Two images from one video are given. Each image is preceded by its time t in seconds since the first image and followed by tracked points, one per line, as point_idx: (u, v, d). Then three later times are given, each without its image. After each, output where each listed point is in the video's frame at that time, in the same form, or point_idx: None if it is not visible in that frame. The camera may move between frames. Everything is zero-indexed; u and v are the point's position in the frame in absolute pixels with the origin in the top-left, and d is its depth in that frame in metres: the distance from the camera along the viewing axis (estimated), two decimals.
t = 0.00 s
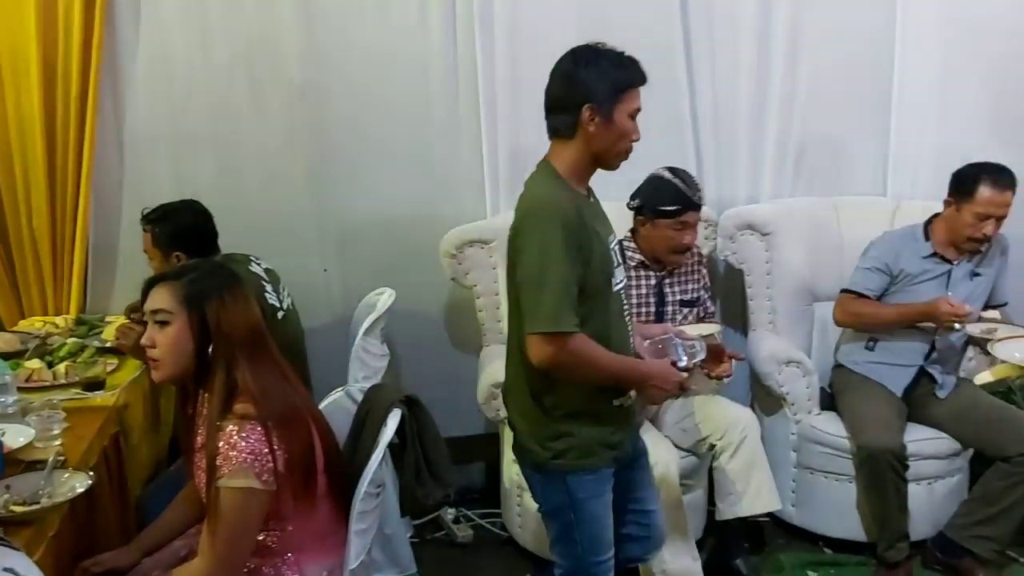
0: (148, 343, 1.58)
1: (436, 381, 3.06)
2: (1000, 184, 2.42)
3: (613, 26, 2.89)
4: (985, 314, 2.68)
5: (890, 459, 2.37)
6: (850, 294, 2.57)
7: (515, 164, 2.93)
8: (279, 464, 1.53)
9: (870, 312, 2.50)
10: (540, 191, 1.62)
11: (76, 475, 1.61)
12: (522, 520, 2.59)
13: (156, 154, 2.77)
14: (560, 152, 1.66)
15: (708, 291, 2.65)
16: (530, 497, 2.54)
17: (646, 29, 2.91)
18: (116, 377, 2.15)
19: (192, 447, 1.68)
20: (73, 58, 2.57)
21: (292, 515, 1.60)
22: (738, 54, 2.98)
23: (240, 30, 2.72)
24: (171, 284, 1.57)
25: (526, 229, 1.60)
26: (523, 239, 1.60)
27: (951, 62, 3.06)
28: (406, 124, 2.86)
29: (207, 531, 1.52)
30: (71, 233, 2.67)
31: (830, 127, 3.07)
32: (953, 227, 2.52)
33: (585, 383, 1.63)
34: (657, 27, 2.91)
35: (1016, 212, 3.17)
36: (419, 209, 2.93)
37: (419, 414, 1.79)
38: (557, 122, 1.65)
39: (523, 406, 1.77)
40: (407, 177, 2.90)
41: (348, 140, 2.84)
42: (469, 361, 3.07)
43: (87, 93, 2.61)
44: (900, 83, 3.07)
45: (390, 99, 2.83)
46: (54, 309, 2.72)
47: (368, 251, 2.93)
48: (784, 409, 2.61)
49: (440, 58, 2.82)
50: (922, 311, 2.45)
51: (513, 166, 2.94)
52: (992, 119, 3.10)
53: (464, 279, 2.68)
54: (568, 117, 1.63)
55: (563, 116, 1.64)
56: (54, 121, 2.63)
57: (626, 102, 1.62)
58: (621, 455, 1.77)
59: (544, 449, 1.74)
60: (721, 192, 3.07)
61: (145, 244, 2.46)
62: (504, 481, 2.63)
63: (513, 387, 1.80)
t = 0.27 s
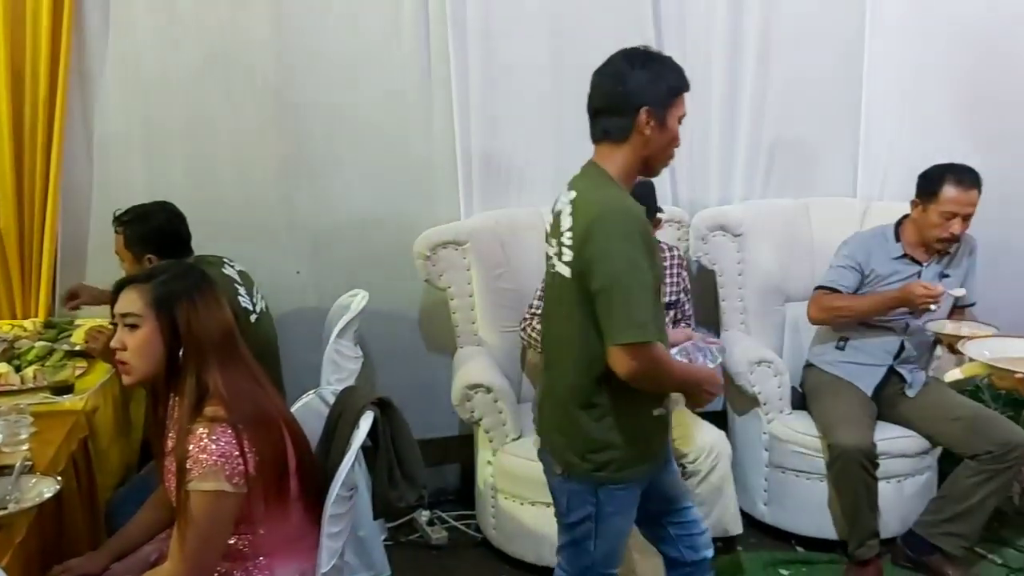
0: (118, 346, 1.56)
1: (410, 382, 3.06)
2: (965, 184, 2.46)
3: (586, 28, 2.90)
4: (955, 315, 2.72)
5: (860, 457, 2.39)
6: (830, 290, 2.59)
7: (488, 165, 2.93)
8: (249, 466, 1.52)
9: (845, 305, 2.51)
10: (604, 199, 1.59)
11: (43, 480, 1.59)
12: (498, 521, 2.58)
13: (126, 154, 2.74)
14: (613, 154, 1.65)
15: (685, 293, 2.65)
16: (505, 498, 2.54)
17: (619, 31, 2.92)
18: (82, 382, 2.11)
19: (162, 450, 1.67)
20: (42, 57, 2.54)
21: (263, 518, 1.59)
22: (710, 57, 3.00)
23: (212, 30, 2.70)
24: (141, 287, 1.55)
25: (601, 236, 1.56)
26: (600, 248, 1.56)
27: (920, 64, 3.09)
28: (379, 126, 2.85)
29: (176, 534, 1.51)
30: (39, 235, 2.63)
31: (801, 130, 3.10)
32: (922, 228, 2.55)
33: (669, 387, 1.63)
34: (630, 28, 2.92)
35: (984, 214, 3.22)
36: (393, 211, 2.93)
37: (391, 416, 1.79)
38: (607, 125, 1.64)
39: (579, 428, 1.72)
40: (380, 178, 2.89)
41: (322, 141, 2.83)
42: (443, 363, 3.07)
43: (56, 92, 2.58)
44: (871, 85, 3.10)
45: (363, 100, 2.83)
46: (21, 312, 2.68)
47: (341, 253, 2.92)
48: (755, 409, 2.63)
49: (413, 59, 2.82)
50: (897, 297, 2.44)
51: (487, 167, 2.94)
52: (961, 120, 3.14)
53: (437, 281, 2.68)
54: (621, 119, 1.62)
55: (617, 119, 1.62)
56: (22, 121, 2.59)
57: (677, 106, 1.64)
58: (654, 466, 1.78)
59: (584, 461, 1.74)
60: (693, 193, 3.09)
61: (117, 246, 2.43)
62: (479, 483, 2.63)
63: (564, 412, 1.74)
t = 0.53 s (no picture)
0: (86, 350, 1.55)
1: (384, 386, 3.05)
2: (930, 185, 2.49)
3: (558, 30, 2.91)
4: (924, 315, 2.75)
5: (831, 457, 2.42)
6: (805, 283, 2.59)
7: (461, 167, 2.93)
8: (220, 471, 1.51)
9: (819, 293, 2.50)
10: (685, 205, 1.64)
11: (10, 486, 1.57)
12: (473, 524, 2.58)
13: (95, 157, 2.72)
14: (680, 160, 1.69)
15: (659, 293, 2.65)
16: (479, 501, 2.54)
17: (592, 33, 2.93)
18: (52, 388, 2.07)
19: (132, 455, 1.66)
20: (8, 58, 2.51)
21: (234, 523, 1.58)
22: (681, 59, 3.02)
23: (182, 31, 2.68)
24: (109, 291, 1.54)
25: (687, 239, 1.62)
26: (689, 251, 1.62)
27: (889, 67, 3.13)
28: (351, 127, 2.85)
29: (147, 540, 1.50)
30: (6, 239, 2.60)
31: (771, 133, 3.13)
32: (892, 230, 2.57)
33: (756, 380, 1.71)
34: (602, 30, 2.94)
35: (952, 215, 3.26)
36: (366, 213, 2.92)
37: (363, 419, 1.79)
38: (676, 131, 1.68)
39: (667, 431, 1.76)
40: (353, 180, 2.89)
41: (294, 143, 2.82)
42: (417, 366, 3.07)
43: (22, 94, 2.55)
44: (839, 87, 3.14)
45: (335, 102, 2.82)
46: None
47: (314, 256, 2.91)
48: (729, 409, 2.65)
49: (385, 60, 2.82)
50: (872, 277, 2.44)
51: (460, 169, 2.94)
52: (929, 122, 3.18)
53: (411, 283, 2.67)
54: (690, 125, 1.67)
55: (686, 125, 1.67)
56: None
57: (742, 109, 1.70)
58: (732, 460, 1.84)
59: (671, 461, 1.77)
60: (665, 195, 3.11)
61: (86, 250, 2.41)
62: (454, 485, 2.62)
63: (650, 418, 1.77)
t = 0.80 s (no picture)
0: (49, 354, 1.54)
1: (353, 388, 3.04)
2: (891, 186, 2.53)
3: (527, 32, 2.91)
4: (889, 314, 2.79)
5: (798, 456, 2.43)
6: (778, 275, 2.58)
7: (430, 169, 2.93)
8: (181, 479, 1.49)
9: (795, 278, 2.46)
10: (754, 186, 1.69)
11: None
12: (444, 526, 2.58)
13: (58, 159, 2.68)
14: (741, 146, 1.76)
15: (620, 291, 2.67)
16: (449, 503, 2.54)
17: (560, 34, 2.94)
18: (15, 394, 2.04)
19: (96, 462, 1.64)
20: None
21: (198, 531, 1.57)
22: (649, 61, 3.04)
23: (147, 33, 2.66)
24: (72, 295, 1.53)
25: (766, 218, 1.65)
26: (767, 229, 1.65)
27: (854, 68, 3.17)
28: (319, 129, 2.83)
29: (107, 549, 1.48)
30: None
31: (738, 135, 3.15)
32: (856, 233, 2.59)
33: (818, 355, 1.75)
34: (571, 32, 2.94)
35: (916, 215, 3.30)
36: (334, 215, 2.91)
37: (331, 422, 1.78)
38: (738, 118, 1.75)
39: (757, 410, 1.78)
40: (321, 183, 2.87)
41: (261, 145, 2.80)
42: (386, 368, 3.06)
43: None
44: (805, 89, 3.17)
45: (303, 104, 2.81)
46: None
47: (281, 259, 2.89)
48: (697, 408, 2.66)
49: (353, 62, 2.81)
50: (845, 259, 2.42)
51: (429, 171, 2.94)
52: (893, 122, 3.23)
53: (380, 285, 2.65)
54: (753, 113, 1.73)
55: (749, 113, 1.74)
56: None
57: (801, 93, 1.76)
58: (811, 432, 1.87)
59: (770, 435, 1.79)
60: (633, 197, 3.13)
61: (49, 257, 2.38)
62: (424, 487, 2.62)
63: (741, 397, 1.78)
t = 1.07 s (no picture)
0: (14, 354, 1.50)
1: (320, 391, 3.02)
2: (851, 189, 2.56)
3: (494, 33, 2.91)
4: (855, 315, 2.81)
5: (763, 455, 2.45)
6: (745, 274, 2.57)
7: (397, 170, 2.92)
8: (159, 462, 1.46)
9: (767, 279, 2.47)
10: (827, 203, 1.75)
11: None
12: (412, 528, 2.57)
13: (18, 160, 2.64)
14: (808, 160, 1.84)
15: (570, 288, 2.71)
16: (419, 506, 2.53)
17: (528, 36, 2.94)
18: None
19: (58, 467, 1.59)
20: None
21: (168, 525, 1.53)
22: (616, 62, 3.05)
23: (110, 33, 2.62)
24: (40, 294, 1.50)
25: (847, 230, 1.72)
26: (849, 241, 1.72)
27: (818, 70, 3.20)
28: (286, 130, 2.82)
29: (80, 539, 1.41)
30: None
31: (704, 137, 3.18)
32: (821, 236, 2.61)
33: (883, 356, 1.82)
34: (538, 33, 2.95)
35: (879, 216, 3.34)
36: (300, 217, 2.89)
37: (296, 425, 1.77)
38: (801, 130, 1.83)
39: (826, 409, 1.82)
40: (287, 184, 2.86)
41: (227, 146, 2.78)
42: (354, 370, 3.05)
43: None
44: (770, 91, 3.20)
45: (269, 105, 2.79)
46: None
47: (247, 261, 2.87)
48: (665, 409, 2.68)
49: (319, 63, 2.79)
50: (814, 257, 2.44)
51: (396, 173, 2.93)
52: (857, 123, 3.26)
53: (347, 288, 2.64)
54: (816, 127, 1.81)
55: (813, 125, 1.81)
56: None
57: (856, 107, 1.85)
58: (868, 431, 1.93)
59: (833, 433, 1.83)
60: (602, 198, 3.14)
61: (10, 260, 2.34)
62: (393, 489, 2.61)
63: (811, 398, 1.82)
